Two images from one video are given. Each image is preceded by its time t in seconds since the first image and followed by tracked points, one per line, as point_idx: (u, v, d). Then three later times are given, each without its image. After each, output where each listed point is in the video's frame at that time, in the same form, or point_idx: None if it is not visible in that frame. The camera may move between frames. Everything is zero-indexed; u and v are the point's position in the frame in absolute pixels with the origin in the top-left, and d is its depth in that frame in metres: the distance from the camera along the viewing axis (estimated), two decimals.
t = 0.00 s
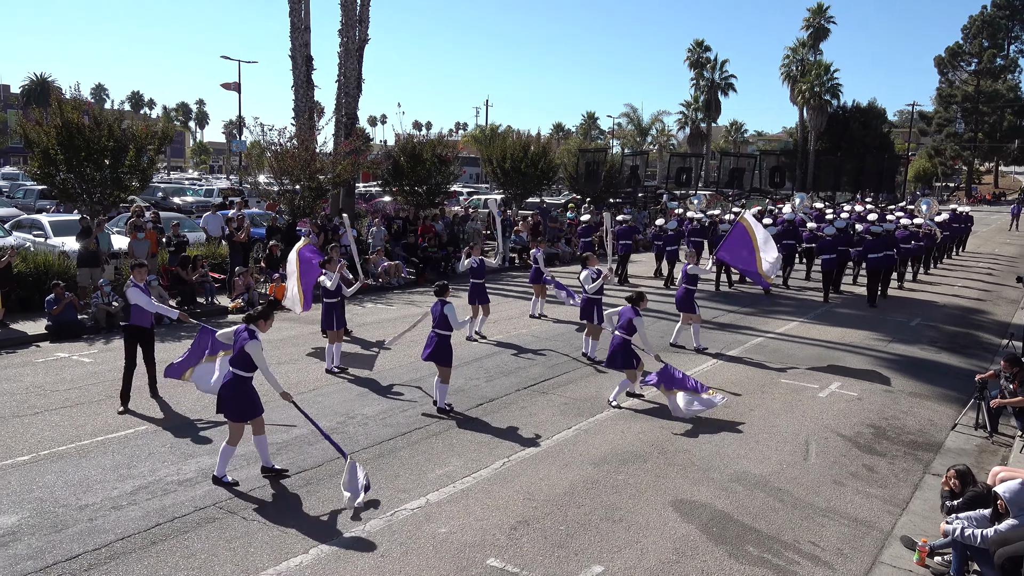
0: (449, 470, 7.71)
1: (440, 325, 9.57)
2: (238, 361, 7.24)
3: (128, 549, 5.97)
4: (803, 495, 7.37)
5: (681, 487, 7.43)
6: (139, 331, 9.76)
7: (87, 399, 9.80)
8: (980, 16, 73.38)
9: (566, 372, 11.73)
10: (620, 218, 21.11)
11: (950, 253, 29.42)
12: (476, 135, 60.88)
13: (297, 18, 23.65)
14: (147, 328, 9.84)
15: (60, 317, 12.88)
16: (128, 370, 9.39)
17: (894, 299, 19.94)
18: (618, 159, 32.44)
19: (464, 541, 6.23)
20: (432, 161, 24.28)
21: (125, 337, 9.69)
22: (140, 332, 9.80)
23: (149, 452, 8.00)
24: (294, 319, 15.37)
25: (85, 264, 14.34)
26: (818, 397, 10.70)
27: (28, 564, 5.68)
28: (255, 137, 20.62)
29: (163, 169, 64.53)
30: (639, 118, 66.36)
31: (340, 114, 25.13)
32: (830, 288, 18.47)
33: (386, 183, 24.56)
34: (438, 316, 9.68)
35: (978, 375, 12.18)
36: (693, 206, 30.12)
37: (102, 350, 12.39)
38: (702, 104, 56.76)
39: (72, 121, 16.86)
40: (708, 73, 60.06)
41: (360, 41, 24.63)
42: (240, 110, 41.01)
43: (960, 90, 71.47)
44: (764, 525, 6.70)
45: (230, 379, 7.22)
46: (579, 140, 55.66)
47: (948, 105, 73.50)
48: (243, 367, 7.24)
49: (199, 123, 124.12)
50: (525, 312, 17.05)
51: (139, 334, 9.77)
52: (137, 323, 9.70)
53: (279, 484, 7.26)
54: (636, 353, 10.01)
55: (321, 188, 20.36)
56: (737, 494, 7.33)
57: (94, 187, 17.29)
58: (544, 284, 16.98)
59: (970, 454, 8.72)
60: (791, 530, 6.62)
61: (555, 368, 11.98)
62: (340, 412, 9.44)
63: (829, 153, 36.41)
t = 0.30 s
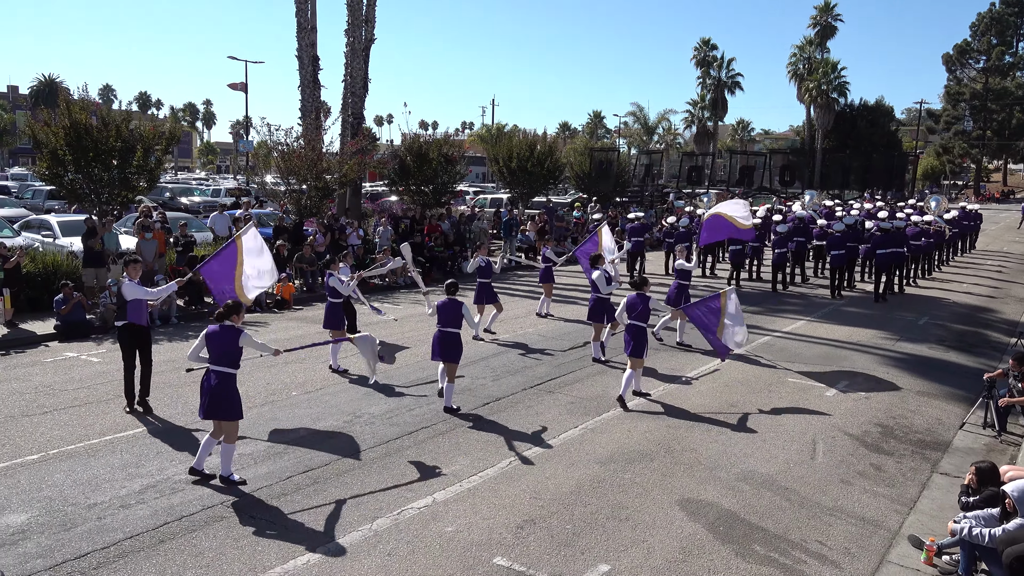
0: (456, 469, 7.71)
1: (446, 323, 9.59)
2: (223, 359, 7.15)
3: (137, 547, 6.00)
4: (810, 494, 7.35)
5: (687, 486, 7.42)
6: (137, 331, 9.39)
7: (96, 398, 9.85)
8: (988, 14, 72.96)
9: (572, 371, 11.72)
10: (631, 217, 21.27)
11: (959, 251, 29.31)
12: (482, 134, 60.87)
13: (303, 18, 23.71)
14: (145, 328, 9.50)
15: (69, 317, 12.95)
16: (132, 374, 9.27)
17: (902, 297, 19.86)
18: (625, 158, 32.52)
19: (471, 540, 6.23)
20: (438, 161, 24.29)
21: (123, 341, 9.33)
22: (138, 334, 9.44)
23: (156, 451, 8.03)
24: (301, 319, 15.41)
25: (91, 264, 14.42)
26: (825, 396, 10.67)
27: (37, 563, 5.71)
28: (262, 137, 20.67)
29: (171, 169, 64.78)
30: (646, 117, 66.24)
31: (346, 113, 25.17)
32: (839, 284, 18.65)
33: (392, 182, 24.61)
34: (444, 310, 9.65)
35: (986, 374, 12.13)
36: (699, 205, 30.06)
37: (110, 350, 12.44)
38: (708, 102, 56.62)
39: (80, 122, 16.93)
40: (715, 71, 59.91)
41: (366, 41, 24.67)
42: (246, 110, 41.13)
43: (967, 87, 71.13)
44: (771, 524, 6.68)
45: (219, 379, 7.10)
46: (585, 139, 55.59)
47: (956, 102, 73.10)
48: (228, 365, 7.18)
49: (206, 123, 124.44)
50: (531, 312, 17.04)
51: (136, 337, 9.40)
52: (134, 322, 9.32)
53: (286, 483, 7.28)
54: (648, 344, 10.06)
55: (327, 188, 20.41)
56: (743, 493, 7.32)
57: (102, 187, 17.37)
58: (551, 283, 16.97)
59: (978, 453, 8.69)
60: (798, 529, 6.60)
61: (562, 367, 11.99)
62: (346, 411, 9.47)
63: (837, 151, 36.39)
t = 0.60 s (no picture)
0: (464, 467, 7.73)
1: (454, 323, 9.61)
2: (212, 356, 7.21)
3: (147, 543, 6.04)
4: (819, 493, 7.33)
5: (696, 484, 7.41)
6: (134, 334, 9.11)
7: (106, 395, 9.91)
8: (999, 9, 72.39)
9: (580, 369, 11.73)
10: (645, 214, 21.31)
11: (970, 248, 29.14)
12: (490, 132, 60.86)
13: (310, 16, 23.75)
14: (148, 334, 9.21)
15: (79, 315, 13.01)
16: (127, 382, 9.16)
17: (912, 295, 19.75)
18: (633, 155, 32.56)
19: (480, 536, 6.25)
20: (446, 158, 24.30)
21: (121, 343, 9.12)
22: (141, 339, 9.17)
23: (166, 448, 8.09)
24: (309, 316, 15.46)
25: (99, 262, 14.45)
26: (833, 393, 10.64)
27: (48, 558, 5.75)
28: (270, 135, 20.74)
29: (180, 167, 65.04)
30: (654, 115, 66.04)
31: (353, 111, 25.22)
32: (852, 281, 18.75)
33: (400, 180, 24.65)
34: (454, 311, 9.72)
35: (996, 371, 12.07)
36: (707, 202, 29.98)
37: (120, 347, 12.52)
38: (716, 99, 56.43)
39: (89, 120, 17.02)
40: (723, 68, 59.70)
41: (373, 39, 24.69)
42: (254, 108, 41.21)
43: (978, 83, 70.59)
44: (779, 521, 6.68)
45: (211, 376, 7.13)
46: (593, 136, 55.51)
47: (966, 99, 72.57)
48: (218, 363, 7.23)
49: (215, 121, 124.76)
50: (539, 310, 17.03)
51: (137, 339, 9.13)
52: (135, 326, 9.09)
53: (295, 479, 7.31)
54: (659, 342, 10.07)
55: (335, 186, 20.44)
56: (752, 491, 7.31)
57: (112, 185, 17.45)
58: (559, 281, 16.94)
59: (988, 451, 8.64)
60: (806, 527, 6.59)
61: (570, 364, 12.01)
62: (354, 409, 9.49)
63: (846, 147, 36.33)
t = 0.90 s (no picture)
0: (479, 468, 7.75)
1: (472, 324, 9.71)
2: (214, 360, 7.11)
3: (164, 543, 6.09)
4: (836, 496, 7.28)
5: (710, 486, 7.38)
6: (135, 340, 8.84)
7: (125, 395, 10.02)
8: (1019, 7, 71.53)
9: (595, 370, 11.71)
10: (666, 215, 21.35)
11: (991, 249, 28.84)
12: (505, 134, 60.90)
13: (326, 19, 23.89)
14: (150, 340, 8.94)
15: (98, 316, 13.13)
16: (117, 389, 8.57)
17: (931, 296, 19.56)
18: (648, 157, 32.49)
19: (494, 538, 6.26)
20: (461, 160, 24.35)
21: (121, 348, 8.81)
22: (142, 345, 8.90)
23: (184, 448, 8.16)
24: (324, 317, 15.54)
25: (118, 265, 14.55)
26: (850, 396, 10.56)
27: (67, 557, 5.82)
28: (287, 138, 20.90)
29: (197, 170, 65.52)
30: (669, 116, 65.81)
31: (369, 114, 25.33)
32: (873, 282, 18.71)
33: (415, 182, 24.74)
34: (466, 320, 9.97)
35: (1017, 374, 11.93)
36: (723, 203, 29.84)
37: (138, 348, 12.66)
38: (732, 99, 56.16)
39: (109, 123, 17.22)
40: (738, 69, 59.39)
41: (389, 41, 24.79)
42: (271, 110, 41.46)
43: (998, 83, 69.77)
44: (796, 525, 6.64)
45: (211, 380, 7.09)
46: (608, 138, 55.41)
47: (986, 98, 71.72)
48: (221, 367, 7.15)
49: (232, 124, 125.65)
50: (554, 311, 17.03)
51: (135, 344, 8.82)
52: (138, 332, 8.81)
53: (311, 480, 7.36)
54: (670, 343, 10.01)
55: (350, 188, 20.54)
56: (767, 493, 7.27)
57: (130, 188, 17.62)
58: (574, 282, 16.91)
59: (1008, 455, 8.54)
60: (823, 530, 6.55)
61: (584, 366, 12.01)
62: (369, 410, 9.52)
63: (864, 148, 36.12)
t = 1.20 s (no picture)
0: (490, 471, 7.75)
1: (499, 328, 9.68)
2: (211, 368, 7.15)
3: (177, 544, 6.13)
4: (849, 501, 7.23)
5: (722, 490, 7.36)
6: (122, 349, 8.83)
7: (139, 397, 10.09)
8: None
9: (606, 374, 11.70)
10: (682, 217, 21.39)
11: (1007, 252, 28.56)
12: (516, 137, 60.93)
13: (339, 24, 24.01)
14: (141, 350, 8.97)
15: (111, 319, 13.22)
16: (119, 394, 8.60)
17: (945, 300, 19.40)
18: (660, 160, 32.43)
19: (505, 541, 6.26)
20: (472, 164, 24.40)
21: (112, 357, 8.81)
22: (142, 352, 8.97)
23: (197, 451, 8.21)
24: (336, 321, 15.59)
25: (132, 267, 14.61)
26: (863, 400, 10.50)
27: (81, 558, 5.87)
28: (299, 142, 21.01)
29: (210, 174, 65.98)
30: (680, 119, 65.67)
31: (381, 117, 25.41)
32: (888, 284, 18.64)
33: (427, 186, 24.80)
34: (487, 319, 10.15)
35: None
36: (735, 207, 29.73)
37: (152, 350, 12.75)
38: (744, 103, 55.99)
39: (123, 127, 17.37)
40: (750, 72, 59.21)
41: (401, 45, 24.88)
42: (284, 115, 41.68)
43: (1013, 85, 69.20)
44: (808, 529, 6.61)
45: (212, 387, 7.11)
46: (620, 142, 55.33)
47: (1001, 101, 71.10)
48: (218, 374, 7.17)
49: (245, 128, 126.38)
50: (565, 315, 17.01)
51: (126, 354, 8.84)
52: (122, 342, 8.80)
53: (323, 482, 7.39)
54: (677, 347, 10.01)
55: (362, 192, 20.60)
56: (779, 498, 7.24)
57: (144, 191, 17.76)
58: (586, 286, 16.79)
59: (1023, 460, 8.46)
60: (835, 535, 6.51)
61: (596, 370, 11.99)
62: (380, 413, 9.55)
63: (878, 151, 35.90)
